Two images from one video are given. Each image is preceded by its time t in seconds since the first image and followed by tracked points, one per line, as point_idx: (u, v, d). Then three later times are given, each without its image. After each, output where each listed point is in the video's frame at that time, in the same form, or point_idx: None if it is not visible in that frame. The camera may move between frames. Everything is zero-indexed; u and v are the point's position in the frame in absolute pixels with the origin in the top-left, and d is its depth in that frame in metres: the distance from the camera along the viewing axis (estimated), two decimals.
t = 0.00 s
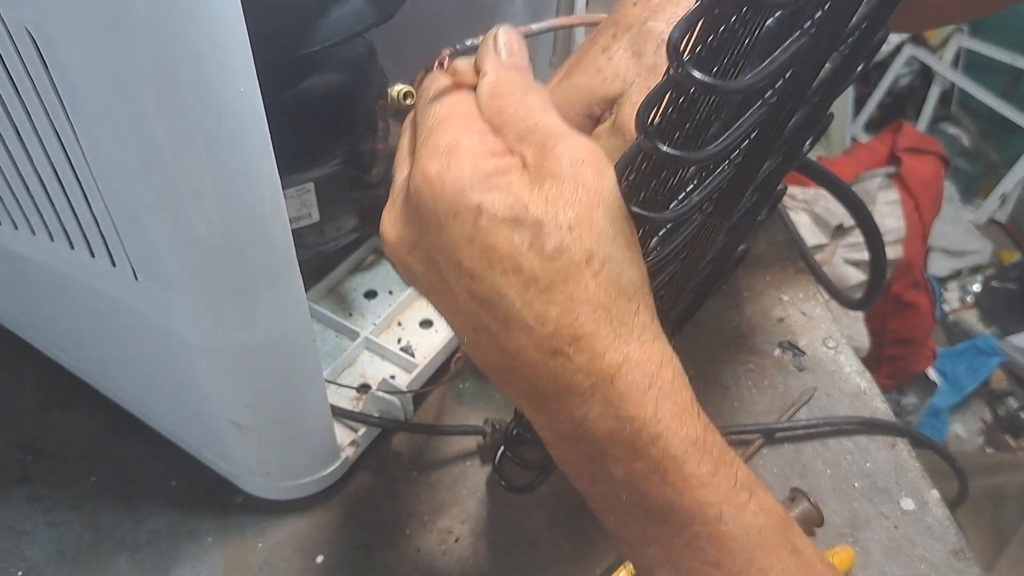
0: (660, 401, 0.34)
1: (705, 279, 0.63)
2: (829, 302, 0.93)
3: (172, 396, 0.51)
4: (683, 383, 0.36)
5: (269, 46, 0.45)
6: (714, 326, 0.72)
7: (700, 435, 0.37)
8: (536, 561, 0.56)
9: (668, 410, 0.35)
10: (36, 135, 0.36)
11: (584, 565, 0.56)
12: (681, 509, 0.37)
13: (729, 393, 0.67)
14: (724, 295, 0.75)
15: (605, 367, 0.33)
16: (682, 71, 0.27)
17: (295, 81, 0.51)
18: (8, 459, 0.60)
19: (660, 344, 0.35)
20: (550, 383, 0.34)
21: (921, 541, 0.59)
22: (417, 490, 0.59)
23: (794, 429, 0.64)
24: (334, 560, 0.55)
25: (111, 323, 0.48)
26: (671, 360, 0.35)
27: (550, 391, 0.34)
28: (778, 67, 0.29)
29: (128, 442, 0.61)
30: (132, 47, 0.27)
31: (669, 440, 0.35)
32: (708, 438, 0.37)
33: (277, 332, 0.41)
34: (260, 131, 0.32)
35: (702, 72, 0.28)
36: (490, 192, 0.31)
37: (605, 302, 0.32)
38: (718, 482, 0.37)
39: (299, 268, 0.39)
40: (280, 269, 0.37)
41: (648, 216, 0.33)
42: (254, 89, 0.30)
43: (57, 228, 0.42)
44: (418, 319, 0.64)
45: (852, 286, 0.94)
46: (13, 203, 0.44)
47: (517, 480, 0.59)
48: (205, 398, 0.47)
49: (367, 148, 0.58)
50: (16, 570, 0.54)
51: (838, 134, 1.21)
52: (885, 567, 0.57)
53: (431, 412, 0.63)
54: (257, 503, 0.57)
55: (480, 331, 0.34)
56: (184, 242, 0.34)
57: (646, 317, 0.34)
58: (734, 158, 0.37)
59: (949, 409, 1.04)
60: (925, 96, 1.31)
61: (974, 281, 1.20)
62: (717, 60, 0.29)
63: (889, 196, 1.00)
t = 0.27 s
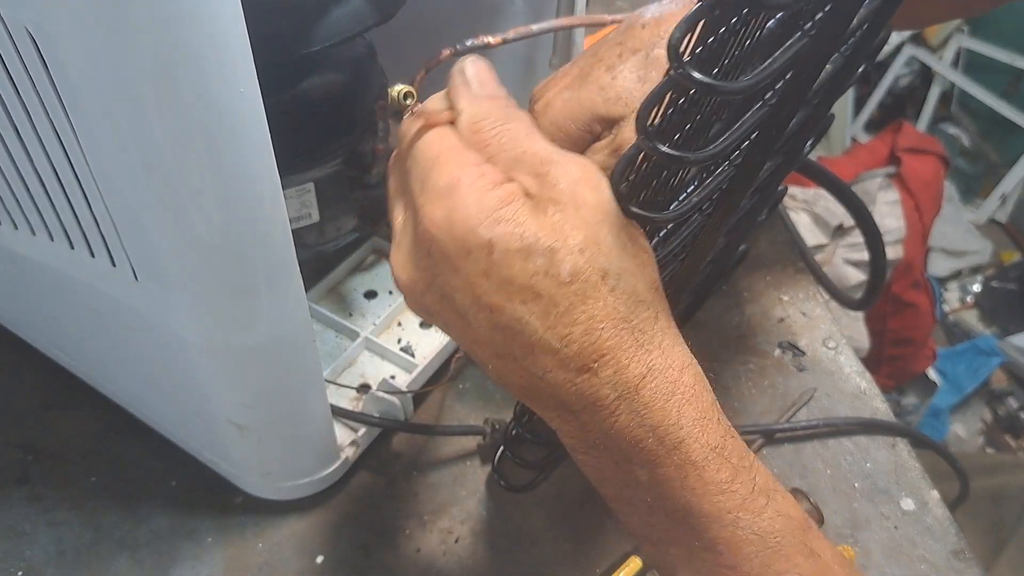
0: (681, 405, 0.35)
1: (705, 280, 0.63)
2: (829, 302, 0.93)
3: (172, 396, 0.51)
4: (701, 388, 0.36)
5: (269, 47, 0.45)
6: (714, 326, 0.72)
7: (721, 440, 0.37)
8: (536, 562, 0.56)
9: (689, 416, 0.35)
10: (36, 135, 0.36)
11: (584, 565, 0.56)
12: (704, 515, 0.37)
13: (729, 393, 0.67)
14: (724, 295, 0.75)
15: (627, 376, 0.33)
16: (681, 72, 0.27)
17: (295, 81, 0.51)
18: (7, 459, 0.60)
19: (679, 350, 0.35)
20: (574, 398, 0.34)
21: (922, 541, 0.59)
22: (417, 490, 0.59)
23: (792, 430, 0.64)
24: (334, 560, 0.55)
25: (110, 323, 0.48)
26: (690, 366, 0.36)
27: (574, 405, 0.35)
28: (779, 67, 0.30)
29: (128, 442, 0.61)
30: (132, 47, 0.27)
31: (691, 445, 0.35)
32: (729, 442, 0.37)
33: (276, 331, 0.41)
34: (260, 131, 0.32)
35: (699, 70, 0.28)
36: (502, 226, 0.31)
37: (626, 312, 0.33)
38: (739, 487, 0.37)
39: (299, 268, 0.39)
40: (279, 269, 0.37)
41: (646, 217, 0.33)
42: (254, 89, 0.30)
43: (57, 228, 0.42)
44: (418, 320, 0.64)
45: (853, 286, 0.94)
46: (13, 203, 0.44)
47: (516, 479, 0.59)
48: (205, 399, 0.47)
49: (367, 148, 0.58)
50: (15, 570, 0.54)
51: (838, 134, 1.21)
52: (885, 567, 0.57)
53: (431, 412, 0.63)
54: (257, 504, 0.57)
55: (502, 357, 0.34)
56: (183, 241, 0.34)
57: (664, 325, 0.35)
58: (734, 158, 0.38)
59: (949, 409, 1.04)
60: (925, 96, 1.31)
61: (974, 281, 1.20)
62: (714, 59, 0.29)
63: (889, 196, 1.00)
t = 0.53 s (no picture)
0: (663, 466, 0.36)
1: (705, 280, 0.63)
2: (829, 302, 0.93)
3: (173, 397, 0.51)
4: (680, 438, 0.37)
5: (269, 48, 0.45)
6: (714, 326, 0.72)
7: (706, 488, 0.38)
8: (535, 562, 0.56)
9: (673, 470, 0.36)
10: (36, 134, 0.36)
11: (584, 566, 0.56)
12: (698, 561, 0.38)
13: (730, 393, 0.67)
14: (724, 295, 0.75)
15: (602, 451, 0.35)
16: (655, 46, 0.26)
17: (295, 82, 0.51)
18: (7, 459, 0.60)
19: (655, 413, 0.36)
20: (564, 469, 0.37)
21: (922, 541, 0.59)
22: (417, 491, 0.59)
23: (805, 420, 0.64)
24: (334, 560, 0.55)
25: (110, 324, 0.48)
26: (668, 421, 0.37)
27: (559, 471, 0.37)
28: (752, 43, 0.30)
29: (127, 443, 0.61)
30: (132, 45, 0.27)
31: (678, 497, 0.37)
32: (713, 481, 0.38)
33: (276, 331, 0.41)
34: (260, 130, 0.32)
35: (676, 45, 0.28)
36: (461, 363, 0.33)
37: (595, 395, 0.34)
38: (727, 531, 0.38)
39: (299, 269, 0.39)
40: (279, 269, 0.37)
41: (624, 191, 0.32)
42: (253, 88, 0.30)
43: (56, 228, 0.42)
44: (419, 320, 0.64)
45: (853, 286, 0.94)
46: (13, 203, 0.44)
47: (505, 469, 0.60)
48: (205, 399, 0.47)
49: (367, 149, 0.58)
50: (15, 571, 0.54)
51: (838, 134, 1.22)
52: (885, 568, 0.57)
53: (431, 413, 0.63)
54: (257, 504, 0.57)
55: (491, 445, 0.37)
56: (183, 241, 0.34)
57: (637, 392, 0.36)
58: (717, 140, 0.38)
59: (949, 410, 1.04)
60: (925, 96, 1.31)
61: (974, 282, 1.20)
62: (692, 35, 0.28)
63: (889, 196, 1.00)
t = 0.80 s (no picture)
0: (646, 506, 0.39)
1: (705, 279, 0.63)
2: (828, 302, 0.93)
3: (174, 396, 0.51)
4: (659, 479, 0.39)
5: (270, 49, 0.46)
6: (713, 326, 0.73)
7: (688, 520, 0.39)
8: (535, 561, 0.56)
9: (655, 508, 0.39)
10: (39, 135, 0.36)
11: (584, 565, 0.56)
12: None
13: (729, 393, 0.67)
14: (723, 295, 0.75)
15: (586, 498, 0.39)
16: (671, 47, 0.26)
17: (296, 83, 0.51)
18: (9, 459, 0.60)
19: (628, 459, 0.39)
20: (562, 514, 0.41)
21: (920, 540, 0.59)
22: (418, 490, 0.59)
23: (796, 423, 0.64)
24: (335, 559, 0.55)
25: (112, 323, 0.48)
26: (642, 465, 0.39)
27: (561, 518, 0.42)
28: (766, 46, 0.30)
29: (128, 442, 0.61)
30: (133, 46, 0.28)
31: (663, 530, 0.39)
32: (696, 509, 0.39)
33: (277, 330, 0.41)
34: (261, 130, 0.32)
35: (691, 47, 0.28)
36: (446, 449, 0.37)
37: (567, 457, 0.38)
38: (713, 560, 0.39)
39: (300, 268, 0.39)
40: (280, 268, 0.38)
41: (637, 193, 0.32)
42: (254, 88, 0.31)
43: (58, 228, 0.43)
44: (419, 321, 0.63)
45: (852, 287, 0.94)
46: (15, 203, 0.44)
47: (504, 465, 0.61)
48: (206, 398, 0.47)
49: (368, 149, 0.59)
50: (17, 570, 0.54)
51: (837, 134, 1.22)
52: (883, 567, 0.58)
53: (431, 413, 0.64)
54: (258, 503, 0.58)
55: (498, 499, 0.42)
56: (184, 240, 0.35)
57: (608, 443, 0.38)
58: (726, 141, 0.38)
59: (947, 409, 1.04)
60: (924, 96, 1.31)
61: (972, 282, 1.21)
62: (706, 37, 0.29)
63: (887, 197, 1.01)
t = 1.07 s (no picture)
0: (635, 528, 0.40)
1: (705, 280, 0.63)
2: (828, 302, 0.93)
3: (174, 396, 0.51)
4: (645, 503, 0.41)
5: (270, 49, 0.46)
6: (713, 326, 0.73)
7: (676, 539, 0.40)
8: (535, 562, 0.56)
9: (643, 530, 0.40)
10: (38, 135, 0.36)
11: (583, 565, 0.56)
12: None
13: (729, 393, 0.68)
14: (723, 295, 0.75)
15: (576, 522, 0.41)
16: (680, 42, 0.27)
17: (295, 83, 0.51)
18: (9, 459, 0.60)
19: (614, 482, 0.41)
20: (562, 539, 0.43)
21: (920, 540, 0.59)
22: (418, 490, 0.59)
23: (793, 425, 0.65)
24: (335, 559, 0.55)
25: (112, 323, 0.48)
26: (629, 489, 0.41)
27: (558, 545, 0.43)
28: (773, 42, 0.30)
29: (128, 442, 0.61)
30: (133, 44, 0.28)
31: (652, 549, 0.41)
32: (684, 527, 0.41)
33: (278, 330, 0.41)
34: (261, 129, 0.32)
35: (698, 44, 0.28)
36: (441, 488, 0.39)
37: (554, 487, 0.40)
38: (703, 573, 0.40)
39: (300, 267, 0.39)
40: (280, 268, 0.38)
41: (644, 190, 0.32)
42: (254, 88, 0.31)
43: (59, 228, 0.43)
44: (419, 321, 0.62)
45: (852, 287, 0.94)
46: (15, 203, 0.44)
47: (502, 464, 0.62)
48: (206, 398, 0.47)
49: (369, 149, 0.59)
50: (17, 569, 0.54)
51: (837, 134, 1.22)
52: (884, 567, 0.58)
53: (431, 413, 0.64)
54: (258, 503, 0.58)
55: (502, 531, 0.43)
56: (184, 239, 0.35)
57: (594, 469, 0.40)
58: (731, 139, 0.38)
59: (947, 409, 1.04)
60: (924, 96, 1.31)
61: (972, 282, 1.20)
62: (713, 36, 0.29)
63: (887, 197, 1.01)
